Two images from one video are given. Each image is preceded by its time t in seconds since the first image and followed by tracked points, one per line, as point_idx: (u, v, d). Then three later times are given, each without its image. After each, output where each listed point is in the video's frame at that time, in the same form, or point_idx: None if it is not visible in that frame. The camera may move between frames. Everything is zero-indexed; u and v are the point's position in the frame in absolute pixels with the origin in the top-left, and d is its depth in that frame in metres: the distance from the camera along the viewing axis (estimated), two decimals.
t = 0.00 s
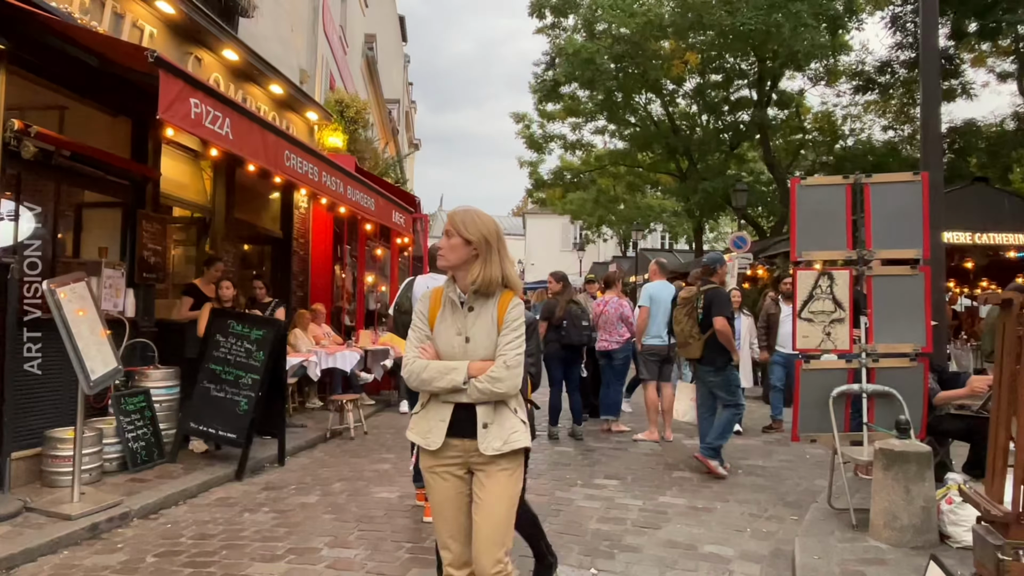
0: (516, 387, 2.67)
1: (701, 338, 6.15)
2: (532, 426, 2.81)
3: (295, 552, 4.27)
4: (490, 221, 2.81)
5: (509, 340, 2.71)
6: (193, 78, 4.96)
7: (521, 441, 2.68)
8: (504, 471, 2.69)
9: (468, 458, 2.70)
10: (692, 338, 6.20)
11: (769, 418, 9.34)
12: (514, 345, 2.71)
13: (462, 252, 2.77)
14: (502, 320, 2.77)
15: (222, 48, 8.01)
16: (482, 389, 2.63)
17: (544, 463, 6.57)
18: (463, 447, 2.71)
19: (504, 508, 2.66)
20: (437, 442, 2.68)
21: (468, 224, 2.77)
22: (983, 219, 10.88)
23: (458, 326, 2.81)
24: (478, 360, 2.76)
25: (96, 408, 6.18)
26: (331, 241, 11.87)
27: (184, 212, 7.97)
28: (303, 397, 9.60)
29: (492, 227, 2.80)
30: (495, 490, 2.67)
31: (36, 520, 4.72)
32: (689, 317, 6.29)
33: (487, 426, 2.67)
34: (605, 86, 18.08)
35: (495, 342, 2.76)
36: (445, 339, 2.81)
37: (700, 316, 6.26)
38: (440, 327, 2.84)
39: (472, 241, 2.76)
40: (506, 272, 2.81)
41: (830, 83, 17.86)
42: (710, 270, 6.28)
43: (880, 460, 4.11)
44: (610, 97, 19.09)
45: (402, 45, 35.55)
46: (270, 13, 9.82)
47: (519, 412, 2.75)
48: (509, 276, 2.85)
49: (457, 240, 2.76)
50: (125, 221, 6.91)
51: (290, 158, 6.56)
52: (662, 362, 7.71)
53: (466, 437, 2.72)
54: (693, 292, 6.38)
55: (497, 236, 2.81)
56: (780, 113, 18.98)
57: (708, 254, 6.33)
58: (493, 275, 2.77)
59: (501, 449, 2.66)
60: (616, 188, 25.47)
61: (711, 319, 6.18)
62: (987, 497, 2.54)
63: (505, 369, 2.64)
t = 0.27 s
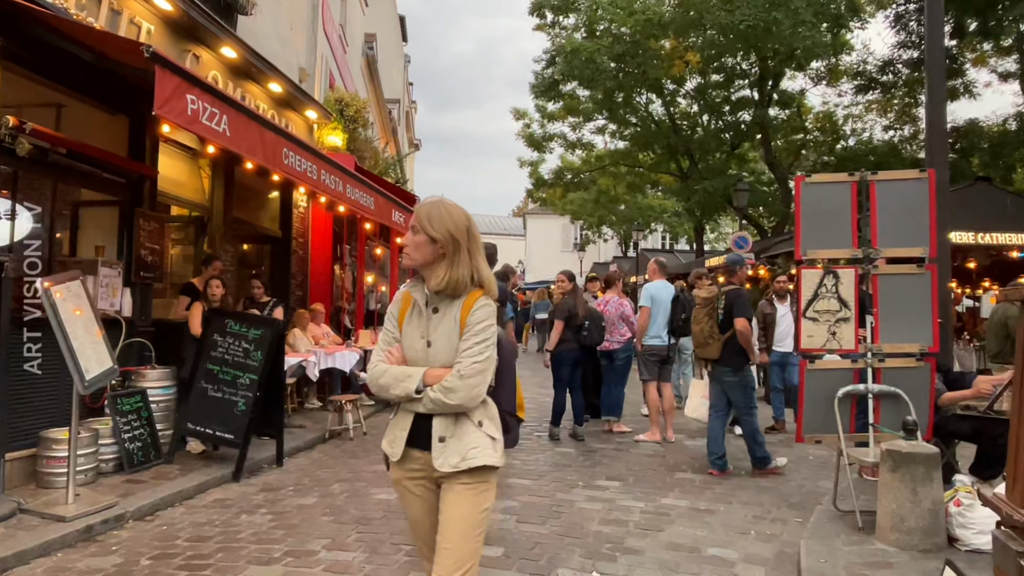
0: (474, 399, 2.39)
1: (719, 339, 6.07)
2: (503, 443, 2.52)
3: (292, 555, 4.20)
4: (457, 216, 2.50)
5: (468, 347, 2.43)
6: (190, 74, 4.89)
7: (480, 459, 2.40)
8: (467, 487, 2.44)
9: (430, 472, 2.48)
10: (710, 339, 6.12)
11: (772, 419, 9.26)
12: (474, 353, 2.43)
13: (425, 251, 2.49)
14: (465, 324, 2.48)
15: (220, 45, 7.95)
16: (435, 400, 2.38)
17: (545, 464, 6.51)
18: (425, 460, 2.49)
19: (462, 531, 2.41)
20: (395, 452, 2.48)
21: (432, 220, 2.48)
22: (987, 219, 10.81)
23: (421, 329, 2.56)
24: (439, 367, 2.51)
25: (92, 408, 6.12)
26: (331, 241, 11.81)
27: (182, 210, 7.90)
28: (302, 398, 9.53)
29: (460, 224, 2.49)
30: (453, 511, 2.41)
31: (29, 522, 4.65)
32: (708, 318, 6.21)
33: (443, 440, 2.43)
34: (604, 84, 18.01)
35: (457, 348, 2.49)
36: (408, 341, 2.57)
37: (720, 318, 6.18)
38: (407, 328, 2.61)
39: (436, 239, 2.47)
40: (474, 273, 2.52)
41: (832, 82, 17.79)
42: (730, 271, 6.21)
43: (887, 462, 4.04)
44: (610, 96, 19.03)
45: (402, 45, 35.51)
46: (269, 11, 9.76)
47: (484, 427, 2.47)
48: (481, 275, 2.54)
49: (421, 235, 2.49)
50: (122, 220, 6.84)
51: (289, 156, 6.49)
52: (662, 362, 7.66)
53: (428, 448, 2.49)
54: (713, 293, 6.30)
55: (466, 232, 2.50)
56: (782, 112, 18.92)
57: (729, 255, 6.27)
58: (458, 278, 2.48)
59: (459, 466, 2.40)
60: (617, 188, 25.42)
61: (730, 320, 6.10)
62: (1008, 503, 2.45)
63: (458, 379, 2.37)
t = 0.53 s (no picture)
0: (414, 427, 1.99)
1: (742, 339, 5.90)
2: (452, 483, 2.10)
3: (284, 561, 4.09)
4: (426, 214, 2.16)
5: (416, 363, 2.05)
6: (180, 67, 4.77)
7: (415, 499, 2.01)
8: (402, 529, 2.05)
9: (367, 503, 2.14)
10: (733, 339, 5.94)
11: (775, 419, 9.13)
12: (422, 371, 2.04)
13: (385, 253, 2.15)
14: (417, 338, 2.09)
15: (214, 41, 7.83)
16: (368, 422, 2.01)
17: (544, 465, 6.39)
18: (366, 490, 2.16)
19: None
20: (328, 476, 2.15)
21: (397, 218, 2.14)
22: (990, 217, 10.71)
23: (373, 339, 2.19)
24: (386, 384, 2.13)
25: (82, 409, 6.00)
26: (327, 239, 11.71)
27: (176, 208, 7.79)
28: (298, 398, 9.41)
29: (427, 224, 2.14)
30: (380, 556, 2.03)
31: (16, 526, 4.52)
32: (730, 318, 6.06)
33: (379, 471, 2.06)
34: (603, 81, 17.92)
35: (405, 366, 2.10)
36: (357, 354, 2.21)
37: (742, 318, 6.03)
38: (361, 338, 2.24)
39: (400, 240, 2.13)
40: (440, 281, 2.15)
41: (832, 80, 17.68)
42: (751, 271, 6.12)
43: (896, 464, 3.93)
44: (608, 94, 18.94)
45: (401, 43, 35.37)
46: (264, 6, 9.64)
47: (429, 461, 2.06)
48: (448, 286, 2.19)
49: (382, 233, 2.14)
50: (113, 217, 6.72)
51: (283, 152, 6.37)
52: (661, 363, 7.52)
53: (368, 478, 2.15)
54: (735, 292, 6.15)
55: (434, 235, 2.16)
56: (782, 110, 18.82)
57: (749, 256, 6.19)
58: (419, 286, 2.13)
59: (392, 503, 2.03)
60: (616, 187, 25.31)
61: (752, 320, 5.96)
62: None
63: (397, 400, 1.99)
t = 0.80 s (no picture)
0: (351, 449, 1.80)
1: (761, 340, 5.88)
2: (400, 511, 1.90)
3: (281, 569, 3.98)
4: (386, 194, 1.98)
5: (354, 372, 1.85)
6: (174, 62, 4.66)
7: (352, 533, 1.81)
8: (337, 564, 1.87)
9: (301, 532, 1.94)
10: (753, 339, 5.93)
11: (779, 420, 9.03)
12: (361, 380, 1.84)
13: (335, 233, 1.99)
14: (358, 336, 1.91)
15: (211, 37, 7.71)
16: (298, 439, 1.82)
17: (547, 468, 6.28)
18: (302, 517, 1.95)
19: None
20: (258, 495, 1.95)
21: (354, 193, 1.97)
22: (995, 216, 10.60)
23: (313, 336, 2.02)
24: (323, 391, 1.95)
25: (76, 412, 5.91)
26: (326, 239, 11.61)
27: (172, 206, 7.68)
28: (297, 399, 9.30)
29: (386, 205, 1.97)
30: None
31: (6, 532, 4.41)
32: (750, 317, 6.01)
33: (312, 497, 1.86)
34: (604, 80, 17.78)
35: (345, 368, 1.92)
36: (297, 349, 2.03)
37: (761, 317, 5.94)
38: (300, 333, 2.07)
39: (352, 219, 1.96)
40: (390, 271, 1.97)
41: (834, 78, 17.54)
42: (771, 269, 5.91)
43: (910, 470, 3.82)
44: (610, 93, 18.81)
45: (400, 43, 35.22)
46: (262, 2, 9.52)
47: (371, 486, 1.87)
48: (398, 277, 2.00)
49: (334, 207, 1.98)
50: (108, 216, 6.61)
51: (281, 151, 6.26)
52: (665, 363, 7.37)
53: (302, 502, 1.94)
54: (753, 292, 6.02)
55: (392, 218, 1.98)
56: (784, 109, 18.68)
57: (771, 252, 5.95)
58: (367, 275, 1.95)
59: (325, 537, 1.82)
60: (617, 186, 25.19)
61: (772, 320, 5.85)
62: None
63: (332, 415, 1.80)
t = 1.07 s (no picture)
0: (295, 484, 1.53)
1: (778, 340, 5.92)
2: (355, 551, 1.64)
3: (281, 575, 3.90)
4: (305, 176, 1.67)
5: (296, 395, 1.57)
6: (173, 59, 4.58)
7: None
8: None
9: None
10: (770, 339, 5.98)
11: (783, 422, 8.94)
12: (307, 405, 1.56)
13: (251, 227, 1.67)
14: (296, 350, 1.61)
15: (212, 36, 7.64)
16: (231, 477, 1.53)
17: (551, 472, 6.20)
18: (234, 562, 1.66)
19: None
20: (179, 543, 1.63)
21: (261, 180, 1.66)
22: (1001, 217, 10.51)
23: (237, 351, 1.68)
24: (256, 417, 1.64)
25: (74, 414, 5.83)
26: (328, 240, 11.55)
27: (172, 206, 7.61)
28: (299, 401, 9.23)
29: (303, 186, 1.66)
30: None
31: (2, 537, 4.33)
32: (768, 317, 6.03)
33: (249, 542, 1.57)
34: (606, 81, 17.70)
35: (281, 389, 1.62)
36: (215, 369, 1.69)
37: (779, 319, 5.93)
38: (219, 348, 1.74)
39: (265, 209, 1.65)
40: (326, 265, 1.65)
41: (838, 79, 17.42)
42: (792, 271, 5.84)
43: (924, 475, 3.73)
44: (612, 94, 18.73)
45: (401, 44, 35.15)
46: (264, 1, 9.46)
47: (321, 524, 1.59)
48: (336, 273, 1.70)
49: (245, 202, 1.66)
50: (107, 216, 6.52)
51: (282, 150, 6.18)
52: (671, 365, 7.24)
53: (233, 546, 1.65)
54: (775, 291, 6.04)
55: (313, 200, 1.66)
56: (787, 110, 18.60)
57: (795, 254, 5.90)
58: (296, 272, 1.62)
59: None
60: (619, 188, 25.11)
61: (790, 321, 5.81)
62: None
63: (273, 446, 1.52)
